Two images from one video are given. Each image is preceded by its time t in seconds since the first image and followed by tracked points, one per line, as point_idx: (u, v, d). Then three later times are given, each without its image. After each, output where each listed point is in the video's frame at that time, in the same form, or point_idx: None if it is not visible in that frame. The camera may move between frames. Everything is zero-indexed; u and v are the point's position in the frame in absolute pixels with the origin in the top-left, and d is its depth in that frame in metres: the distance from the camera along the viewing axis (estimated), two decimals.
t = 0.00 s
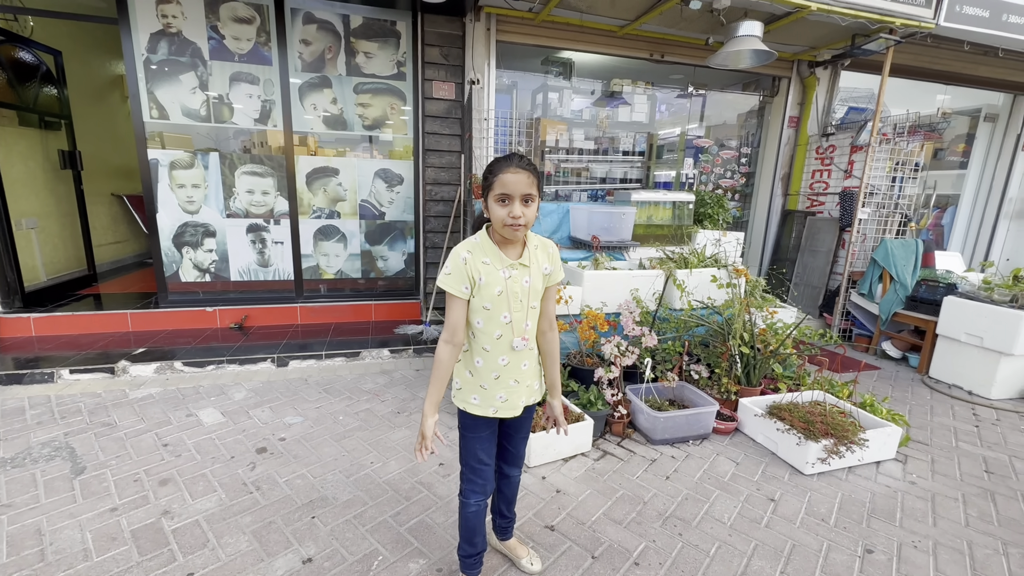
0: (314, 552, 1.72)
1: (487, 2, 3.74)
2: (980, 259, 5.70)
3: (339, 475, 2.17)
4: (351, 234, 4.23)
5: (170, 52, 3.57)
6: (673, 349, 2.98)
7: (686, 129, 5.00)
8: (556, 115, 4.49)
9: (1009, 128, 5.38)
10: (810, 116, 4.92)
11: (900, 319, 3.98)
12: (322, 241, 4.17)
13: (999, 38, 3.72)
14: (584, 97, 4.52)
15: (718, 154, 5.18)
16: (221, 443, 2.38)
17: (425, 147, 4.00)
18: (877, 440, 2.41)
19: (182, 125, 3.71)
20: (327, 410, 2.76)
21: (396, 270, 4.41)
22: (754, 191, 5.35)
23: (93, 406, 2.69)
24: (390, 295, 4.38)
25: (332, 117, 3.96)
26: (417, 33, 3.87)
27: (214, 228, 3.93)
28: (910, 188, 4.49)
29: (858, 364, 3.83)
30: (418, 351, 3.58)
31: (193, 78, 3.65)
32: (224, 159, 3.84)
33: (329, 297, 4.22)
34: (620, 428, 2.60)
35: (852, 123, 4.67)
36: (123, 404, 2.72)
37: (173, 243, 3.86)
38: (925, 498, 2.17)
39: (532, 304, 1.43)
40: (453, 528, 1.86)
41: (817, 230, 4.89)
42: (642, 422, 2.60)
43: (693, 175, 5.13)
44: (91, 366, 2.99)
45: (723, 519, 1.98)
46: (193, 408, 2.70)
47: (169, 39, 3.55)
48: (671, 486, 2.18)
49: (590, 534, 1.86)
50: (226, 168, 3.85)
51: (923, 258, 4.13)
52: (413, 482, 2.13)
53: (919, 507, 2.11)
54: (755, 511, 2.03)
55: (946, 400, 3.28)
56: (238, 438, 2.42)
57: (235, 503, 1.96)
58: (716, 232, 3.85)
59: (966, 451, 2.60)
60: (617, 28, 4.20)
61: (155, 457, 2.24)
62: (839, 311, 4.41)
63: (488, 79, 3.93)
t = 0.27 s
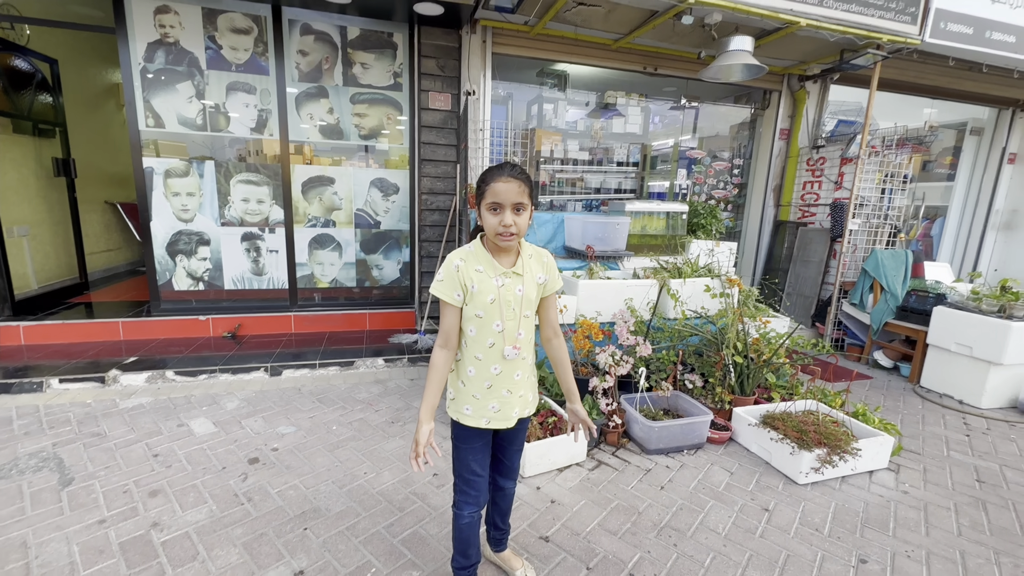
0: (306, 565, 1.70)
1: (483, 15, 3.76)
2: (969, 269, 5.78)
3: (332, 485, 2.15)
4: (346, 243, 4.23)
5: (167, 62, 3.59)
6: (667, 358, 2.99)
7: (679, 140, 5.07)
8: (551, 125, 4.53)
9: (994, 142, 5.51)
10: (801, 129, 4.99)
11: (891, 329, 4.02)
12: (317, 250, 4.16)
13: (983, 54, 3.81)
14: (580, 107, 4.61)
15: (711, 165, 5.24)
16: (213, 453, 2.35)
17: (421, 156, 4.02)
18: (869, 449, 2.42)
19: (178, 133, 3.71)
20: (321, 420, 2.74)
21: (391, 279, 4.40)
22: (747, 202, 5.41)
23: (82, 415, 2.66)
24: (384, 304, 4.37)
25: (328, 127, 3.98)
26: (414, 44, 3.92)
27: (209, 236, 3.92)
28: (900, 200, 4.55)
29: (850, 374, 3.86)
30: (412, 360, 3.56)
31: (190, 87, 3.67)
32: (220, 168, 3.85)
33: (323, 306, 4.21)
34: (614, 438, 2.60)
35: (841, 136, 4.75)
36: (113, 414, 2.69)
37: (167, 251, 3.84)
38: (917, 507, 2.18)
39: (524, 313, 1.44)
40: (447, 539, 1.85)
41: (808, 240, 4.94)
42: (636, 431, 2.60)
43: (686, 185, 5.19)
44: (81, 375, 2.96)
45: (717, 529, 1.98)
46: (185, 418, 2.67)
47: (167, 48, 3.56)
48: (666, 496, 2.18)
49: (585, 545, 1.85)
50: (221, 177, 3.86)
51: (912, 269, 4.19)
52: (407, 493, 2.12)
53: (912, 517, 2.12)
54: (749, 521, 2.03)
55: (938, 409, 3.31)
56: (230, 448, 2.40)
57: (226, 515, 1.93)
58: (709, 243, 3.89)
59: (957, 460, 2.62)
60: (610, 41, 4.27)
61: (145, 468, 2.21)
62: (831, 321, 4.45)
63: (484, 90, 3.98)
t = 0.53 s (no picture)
0: None
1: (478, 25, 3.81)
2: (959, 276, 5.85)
3: (325, 496, 2.13)
4: (341, 251, 4.23)
5: (162, 70, 3.59)
6: (662, 366, 3.00)
7: (672, 149, 5.12)
8: (545, 134, 4.56)
9: (980, 151, 5.61)
10: (792, 138, 5.06)
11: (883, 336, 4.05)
12: (311, 258, 4.15)
13: (968, 66, 3.89)
14: (575, 116, 4.65)
15: (704, 174, 5.30)
16: (204, 464, 2.32)
17: (416, 165, 4.03)
18: (863, 456, 2.44)
19: (172, 141, 3.71)
20: (314, 429, 2.72)
21: (386, 287, 4.40)
22: (740, 211, 5.46)
23: (71, 426, 2.62)
24: (379, 312, 4.36)
25: (323, 135, 3.99)
26: (409, 54, 3.94)
27: (203, 244, 3.90)
28: (890, 208, 4.61)
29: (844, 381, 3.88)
30: (407, 368, 3.55)
31: (185, 95, 3.67)
32: (214, 176, 3.84)
33: (318, 315, 4.19)
34: (610, 446, 2.59)
35: (832, 145, 4.81)
36: (103, 424, 2.65)
37: (160, 259, 3.82)
38: (911, 515, 2.19)
39: (519, 319, 1.44)
40: (442, 550, 1.83)
41: (801, 247, 4.97)
42: (632, 439, 2.60)
43: (680, 194, 5.23)
44: (71, 386, 2.92)
45: (713, 538, 1.98)
46: (176, 429, 2.64)
47: (162, 57, 3.57)
48: (662, 505, 2.18)
49: (581, 554, 1.84)
50: (216, 185, 3.85)
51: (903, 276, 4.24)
52: (402, 503, 2.10)
53: (907, 524, 2.13)
54: (745, 530, 2.03)
55: (930, 416, 3.33)
56: (222, 459, 2.37)
57: (217, 527, 1.91)
58: (703, 251, 3.91)
59: (950, 467, 2.63)
60: (604, 52, 4.32)
61: (135, 479, 2.18)
62: (823, 328, 4.48)
63: (479, 99, 4.02)
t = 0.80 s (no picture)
0: None
1: (475, 27, 3.83)
2: (955, 275, 5.89)
3: (325, 498, 2.13)
4: (339, 253, 4.22)
5: (159, 73, 3.59)
6: (660, 366, 3.01)
7: (669, 149, 5.13)
8: (543, 135, 4.57)
9: (975, 150, 5.65)
10: (788, 138, 5.08)
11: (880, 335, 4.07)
12: (309, 260, 4.15)
13: (962, 66, 3.92)
14: (572, 117, 4.66)
15: (701, 174, 5.32)
16: (203, 467, 2.32)
17: (414, 166, 4.04)
18: (860, 455, 2.45)
19: (169, 144, 3.70)
20: (313, 432, 2.72)
21: (384, 289, 4.40)
22: (736, 211, 5.48)
23: (69, 430, 2.62)
24: (377, 314, 4.36)
25: (321, 137, 3.99)
26: (406, 56, 3.95)
27: (200, 247, 3.90)
28: (885, 208, 4.64)
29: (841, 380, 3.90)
30: (406, 370, 3.55)
31: (182, 98, 3.67)
32: (212, 178, 3.83)
33: (316, 317, 4.19)
34: (609, 446, 2.60)
35: (827, 146, 4.83)
36: (101, 428, 2.65)
37: (157, 262, 3.81)
38: (908, 513, 2.21)
39: (520, 319, 1.45)
40: (442, 551, 1.84)
41: (798, 247, 4.99)
42: (630, 440, 2.61)
43: (677, 194, 5.25)
44: (68, 390, 2.91)
45: (712, 538, 1.99)
46: (175, 432, 2.64)
47: (159, 59, 3.57)
48: (661, 505, 2.18)
49: (580, 555, 1.85)
50: (213, 188, 3.85)
51: (899, 275, 4.27)
52: (401, 505, 2.11)
53: (904, 522, 2.14)
54: (743, 529, 2.04)
55: (927, 414, 3.35)
56: (221, 462, 2.37)
57: (217, 530, 1.91)
58: (700, 251, 3.92)
59: (946, 464, 2.65)
60: (601, 53, 4.33)
61: (134, 483, 2.18)
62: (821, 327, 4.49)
63: (476, 101, 4.03)
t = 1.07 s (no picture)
0: None
1: (473, 23, 3.82)
2: (955, 268, 5.89)
3: (327, 495, 2.14)
4: (338, 250, 4.23)
5: (156, 72, 3.58)
6: (660, 361, 3.02)
7: (668, 145, 5.12)
8: (541, 132, 4.56)
9: (974, 143, 5.64)
10: (786, 132, 5.07)
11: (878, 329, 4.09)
12: (309, 258, 4.15)
13: (960, 59, 3.91)
14: (570, 113, 4.65)
15: (700, 169, 5.32)
16: (205, 465, 2.33)
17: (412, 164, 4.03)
18: (858, 449, 2.46)
19: (167, 143, 3.70)
20: (314, 429, 2.73)
21: (383, 287, 4.40)
22: (735, 206, 5.48)
23: (71, 429, 2.63)
24: (377, 311, 4.36)
25: (319, 135, 3.99)
26: (404, 52, 3.94)
27: (199, 246, 3.90)
28: (884, 202, 4.64)
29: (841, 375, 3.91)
30: (406, 367, 3.56)
31: (179, 96, 3.66)
32: (210, 177, 3.83)
33: (315, 315, 4.19)
34: (609, 442, 2.61)
35: (826, 140, 4.83)
36: (102, 427, 2.66)
37: (157, 261, 3.81)
38: (907, 505, 2.22)
39: (523, 317, 1.46)
40: (442, 546, 1.85)
41: (797, 242, 5.00)
42: (630, 435, 2.62)
43: (676, 190, 5.25)
44: (69, 389, 2.92)
45: (711, 531, 2.00)
46: (176, 430, 2.65)
47: (155, 58, 3.56)
48: (660, 499, 2.20)
49: (581, 549, 1.86)
50: (211, 186, 3.84)
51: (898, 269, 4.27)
52: (402, 501, 2.12)
53: (902, 514, 2.15)
54: (743, 522, 2.06)
55: (925, 407, 3.36)
56: (223, 460, 2.38)
57: (219, 527, 1.92)
58: (699, 246, 3.93)
59: (945, 457, 2.66)
60: (599, 49, 4.32)
61: (136, 481, 2.19)
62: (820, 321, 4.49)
63: (475, 98, 4.03)
